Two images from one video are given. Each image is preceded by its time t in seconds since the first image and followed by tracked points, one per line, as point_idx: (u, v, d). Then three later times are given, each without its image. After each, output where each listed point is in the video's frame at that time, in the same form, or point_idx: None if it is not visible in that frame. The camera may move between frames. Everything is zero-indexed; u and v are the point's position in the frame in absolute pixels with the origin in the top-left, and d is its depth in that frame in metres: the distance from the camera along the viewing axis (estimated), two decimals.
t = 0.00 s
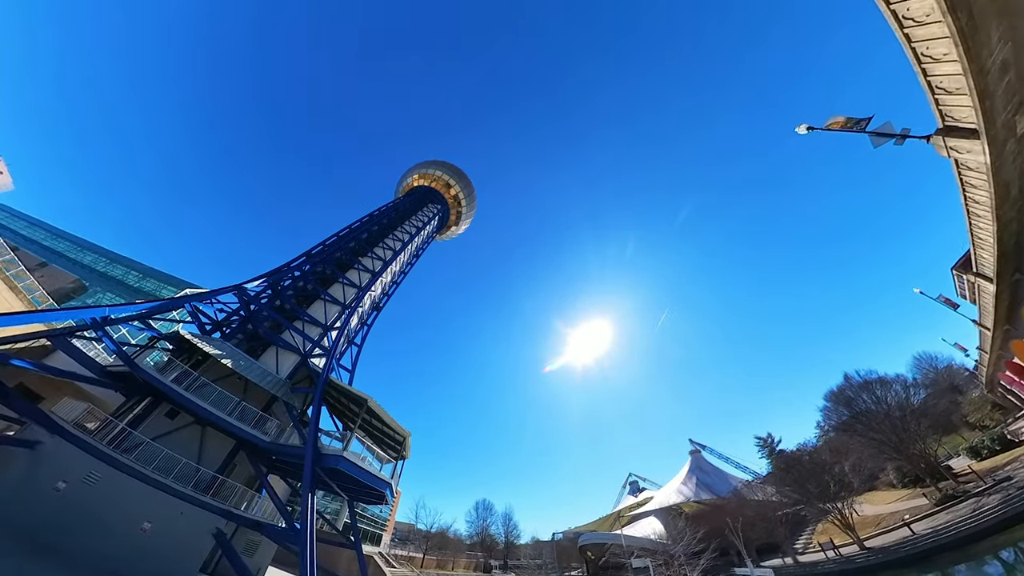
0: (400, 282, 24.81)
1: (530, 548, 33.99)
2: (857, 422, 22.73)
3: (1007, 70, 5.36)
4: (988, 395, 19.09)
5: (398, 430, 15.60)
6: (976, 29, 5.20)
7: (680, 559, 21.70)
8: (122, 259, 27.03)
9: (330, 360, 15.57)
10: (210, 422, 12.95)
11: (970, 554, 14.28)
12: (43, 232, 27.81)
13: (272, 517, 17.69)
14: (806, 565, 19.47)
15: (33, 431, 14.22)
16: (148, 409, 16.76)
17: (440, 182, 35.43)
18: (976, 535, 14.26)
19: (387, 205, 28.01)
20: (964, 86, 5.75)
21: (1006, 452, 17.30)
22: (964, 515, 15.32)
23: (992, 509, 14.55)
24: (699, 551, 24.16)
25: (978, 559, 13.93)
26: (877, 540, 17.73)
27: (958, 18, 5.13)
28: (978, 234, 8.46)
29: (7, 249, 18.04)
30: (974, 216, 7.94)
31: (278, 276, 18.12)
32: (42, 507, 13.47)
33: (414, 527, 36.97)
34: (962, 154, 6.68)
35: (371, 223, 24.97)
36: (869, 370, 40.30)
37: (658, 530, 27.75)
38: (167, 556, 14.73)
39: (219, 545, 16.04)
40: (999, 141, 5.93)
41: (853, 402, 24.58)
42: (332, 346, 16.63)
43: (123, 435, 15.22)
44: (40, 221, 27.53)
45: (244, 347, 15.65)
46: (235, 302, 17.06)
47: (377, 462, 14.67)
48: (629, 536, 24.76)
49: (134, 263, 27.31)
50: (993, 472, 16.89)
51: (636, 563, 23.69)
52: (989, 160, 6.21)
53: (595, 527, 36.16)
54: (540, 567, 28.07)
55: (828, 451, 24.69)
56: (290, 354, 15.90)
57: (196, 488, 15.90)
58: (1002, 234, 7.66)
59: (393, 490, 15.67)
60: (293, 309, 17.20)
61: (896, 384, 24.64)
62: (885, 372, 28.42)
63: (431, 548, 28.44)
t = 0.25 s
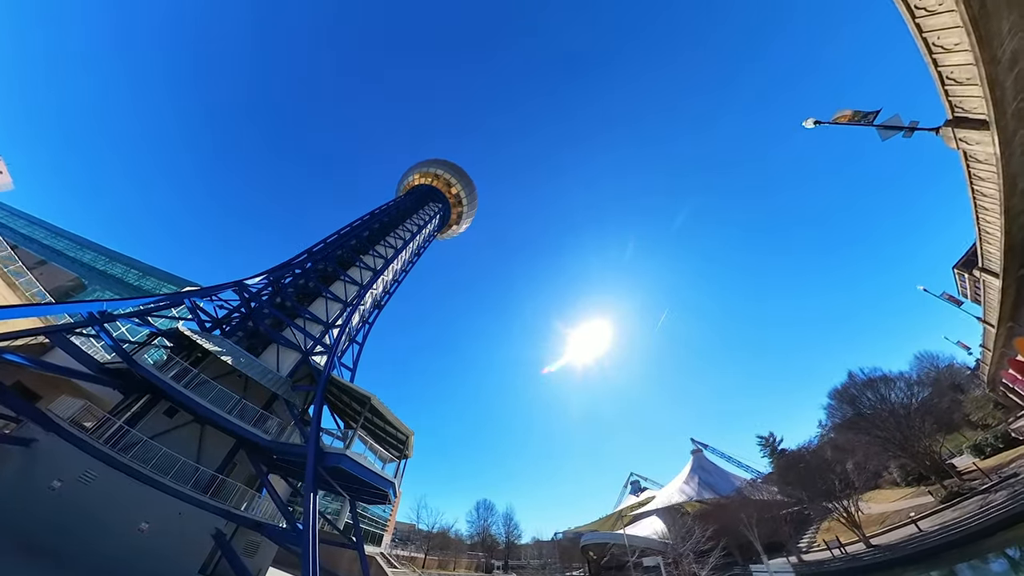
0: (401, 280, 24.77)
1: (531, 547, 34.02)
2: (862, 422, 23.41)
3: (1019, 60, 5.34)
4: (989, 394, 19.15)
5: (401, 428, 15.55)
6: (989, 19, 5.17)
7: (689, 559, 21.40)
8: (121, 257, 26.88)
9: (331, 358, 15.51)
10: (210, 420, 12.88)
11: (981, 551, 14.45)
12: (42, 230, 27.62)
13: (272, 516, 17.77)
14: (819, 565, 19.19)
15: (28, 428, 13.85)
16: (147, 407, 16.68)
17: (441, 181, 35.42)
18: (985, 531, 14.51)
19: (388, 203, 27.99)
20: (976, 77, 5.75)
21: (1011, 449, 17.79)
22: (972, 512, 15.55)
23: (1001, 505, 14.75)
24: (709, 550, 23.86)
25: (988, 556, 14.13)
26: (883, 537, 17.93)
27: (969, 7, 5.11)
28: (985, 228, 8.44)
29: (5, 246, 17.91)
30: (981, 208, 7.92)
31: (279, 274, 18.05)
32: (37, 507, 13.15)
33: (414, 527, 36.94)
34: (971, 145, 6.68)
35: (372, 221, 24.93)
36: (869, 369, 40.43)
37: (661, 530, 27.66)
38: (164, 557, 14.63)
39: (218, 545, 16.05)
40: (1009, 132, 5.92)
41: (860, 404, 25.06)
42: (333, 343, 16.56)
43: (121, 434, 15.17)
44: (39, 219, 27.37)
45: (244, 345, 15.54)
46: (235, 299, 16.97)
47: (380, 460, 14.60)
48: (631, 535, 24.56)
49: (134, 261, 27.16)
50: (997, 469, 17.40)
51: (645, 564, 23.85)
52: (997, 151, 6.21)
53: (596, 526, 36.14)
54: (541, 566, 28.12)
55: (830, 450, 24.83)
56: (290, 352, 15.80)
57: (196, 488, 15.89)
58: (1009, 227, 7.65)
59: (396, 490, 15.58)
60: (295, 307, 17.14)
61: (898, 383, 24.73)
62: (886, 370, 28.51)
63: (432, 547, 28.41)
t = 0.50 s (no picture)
0: (402, 278, 24.74)
1: (533, 547, 33.99)
2: (867, 422, 23.08)
3: None
4: (989, 392, 19.17)
5: (405, 428, 15.49)
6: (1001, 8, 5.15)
7: (697, 557, 21.34)
8: (121, 255, 26.79)
9: (332, 356, 15.44)
10: (210, 418, 12.78)
11: (988, 547, 14.70)
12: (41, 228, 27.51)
13: (272, 516, 17.82)
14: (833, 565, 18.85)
15: (24, 426, 13.77)
16: (145, 405, 16.60)
17: (442, 180, 35.39)
18: (992, 528, 14.82)
19: (389, 201, 27.96)
20: (985, 69, 5.72)
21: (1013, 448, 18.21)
22: (978, 509, 15.83)
23: (1008, 502, 14.97)
24: (719, 547, 23.69)
25: (995, 553, 14.34)
26: (888, 535, 18.18)
27: None
28: (991, 223, 8.43)
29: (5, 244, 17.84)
30: (987, 203, 7.93)
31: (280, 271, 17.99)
32: (33, 505, 13.14)
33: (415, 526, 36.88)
34: (978, 139, 6.73)
35: (374, 220, 24.89)
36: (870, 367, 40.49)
37: (664, 529, 27.58)
38: (163, 557, 14.59)
39: (218, 546, 15.99)
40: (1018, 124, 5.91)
41: (863, 403, 24.84)
42: (334, 341, 16.49)
43: (120, 432, 15.05)
44: (39, 217, 27.27)
45: (244, 343, 15.46)
46: (236, 296, 16.92)
47: (382, 459, 14.53)
48: (633, 535, 24.44)
49: (133, 259, 27.07)
50: (1001, 466, 17.86)
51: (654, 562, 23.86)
52: (1006, 144, 6.20)
53: (597, 526, 36.10)
54: (542, 565, 28.11)
55: (832, 450, 24.84)
56: (291, 350, 15.73)
57: (195, 487, 15.83)
58: (1015, 222, 7.64)
59: (399, 490, 15.51)
60: (296, 305, 17.08)
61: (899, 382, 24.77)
62: (888, 369, 28.53)
63: (434, 547, 28.36)
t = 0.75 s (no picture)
0: (403, 277, 24.69)
1: (534, 547, 33.88)
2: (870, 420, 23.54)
3: None
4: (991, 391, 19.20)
5: (408, 426, 15.41)
6: None
7: (706, 555, 21.31)
8: (120, 253, 26.68)
9: (334, 353, 15.38)
10: (210, 416, 12.71)
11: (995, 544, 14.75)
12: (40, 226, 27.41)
13: (273, 516, 17.83)
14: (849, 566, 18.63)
15: (21, 424, 13.66)
16: (144, 403, 16.53)
17: (443, 179, 35.40)
18: (998, 524, 14.93)
19: (390, 200, 27.93)
20: (994, 60, 5.74)
21: (1016, 446, 18.45)
22: (985, 505, 15.93)
23: (1013, 499, 15.03)
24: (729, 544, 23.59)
25: (1001, 549, 14.43)
26: (896, 533, 18.38)
27: None
28: (997, 218, 8.43)
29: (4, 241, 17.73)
30: (994, 197, 7.93)
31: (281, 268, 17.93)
32: (27, 505, 12.98)
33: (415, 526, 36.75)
34: (987, 131, 6.69)
35: (375, 218, 24.87)
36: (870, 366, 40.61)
37: (667, 529, 27.50)
38: (161, 557, 14.48)
39: (218, 547, 15.82)
40: None
41: (866, 402, 24.82)
42: (336, 338, 16.42)
43: (117, 431, 14.94)
44: (37, 215, 27.12)
45: (245, 340, 15.38)
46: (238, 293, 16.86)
47: (386, 458, 14.45)
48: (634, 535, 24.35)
49: (133, 257, 26.96)
50: (1007, 462, 17.88)
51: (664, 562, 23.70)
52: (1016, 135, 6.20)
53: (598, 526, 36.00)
54: (544, 565, 28.03)
55: (834, 449, 24.81)
56: (293, 347, 15.66)
57: (195, 486, 15.75)
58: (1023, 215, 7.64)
59: (402, 489, 15.41)
60: (297, 302, 17.02)
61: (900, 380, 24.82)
62: (889, 367, 28.58)
63: (435, 547, 28.24)
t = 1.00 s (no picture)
0: (405, 275, 24.68)
1: (535, 547, 33.86)
2: (876, 420, 23.31)
3: None
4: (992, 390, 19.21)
5: (412, 424, 15.36)
6: None
7: (717, 554, 21.19)
8: (121, 253, 26.64)
9: (337, 350, 15.34)
10: (211, 414, 12.65)
11: (1005, 541, 14.74)
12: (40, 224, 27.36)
13: (274, 516, 17.81)
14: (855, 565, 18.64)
15: (17, 422, 13.49)
16: (143, 401, 16.47)
17: (444, 178, 35.42)
18: (1005, 520, 14.96)
19: (392, 198, 27.94)
20: (1003, 54, 5.76)
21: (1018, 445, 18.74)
22: (990, 502, 15.98)
23: (1018, 495, 15.04)
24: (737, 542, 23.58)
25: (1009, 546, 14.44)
26: (901, 530, 18.51)
27: None
28: (1002, 214, 8.44)
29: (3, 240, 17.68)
30: (999, 193, 7.94)
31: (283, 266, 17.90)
32: (23, 505, 12.84)
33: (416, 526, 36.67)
34: (993, 125, 6.68)
35: (376, 216, 24.85)
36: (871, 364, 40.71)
37: (669, 529, 27.41)
38: (160, 558, 14.38)
39: (219, 549, 15.70)
40: None
41: (869, 400, 24.88)
42: (339, 336, 16.38)
43: (116, 429, 14.88)
44: (37, 214, 27.09)
45: (247, 338, 15.33)
46: (239, 290, 16.81)
47: (389, 456, 14.39)
48: (637, 535, 24.27)
49: (133, 257, 26.92)
50: (1011, 460, 18.13)
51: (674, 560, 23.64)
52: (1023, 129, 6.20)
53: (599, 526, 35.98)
54: (546, 565, 28.02)
55: (836, 449, 24.82)
56: (295, 346, 15.62)
57: (195, 485, 15.73)
58: None
59: (405, 488, 15.36)
60: (299, 300, 17.00)
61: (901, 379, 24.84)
62: (890, 365, 28.61)
63: (436, 547, 28.18)
